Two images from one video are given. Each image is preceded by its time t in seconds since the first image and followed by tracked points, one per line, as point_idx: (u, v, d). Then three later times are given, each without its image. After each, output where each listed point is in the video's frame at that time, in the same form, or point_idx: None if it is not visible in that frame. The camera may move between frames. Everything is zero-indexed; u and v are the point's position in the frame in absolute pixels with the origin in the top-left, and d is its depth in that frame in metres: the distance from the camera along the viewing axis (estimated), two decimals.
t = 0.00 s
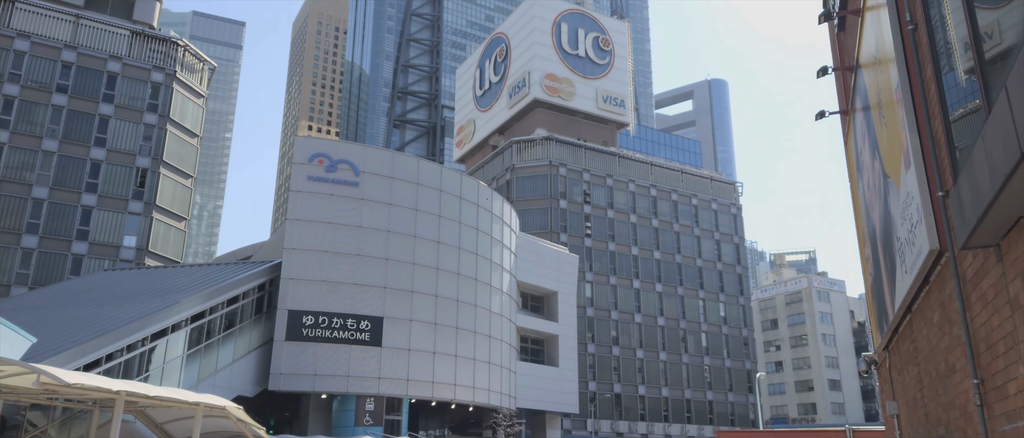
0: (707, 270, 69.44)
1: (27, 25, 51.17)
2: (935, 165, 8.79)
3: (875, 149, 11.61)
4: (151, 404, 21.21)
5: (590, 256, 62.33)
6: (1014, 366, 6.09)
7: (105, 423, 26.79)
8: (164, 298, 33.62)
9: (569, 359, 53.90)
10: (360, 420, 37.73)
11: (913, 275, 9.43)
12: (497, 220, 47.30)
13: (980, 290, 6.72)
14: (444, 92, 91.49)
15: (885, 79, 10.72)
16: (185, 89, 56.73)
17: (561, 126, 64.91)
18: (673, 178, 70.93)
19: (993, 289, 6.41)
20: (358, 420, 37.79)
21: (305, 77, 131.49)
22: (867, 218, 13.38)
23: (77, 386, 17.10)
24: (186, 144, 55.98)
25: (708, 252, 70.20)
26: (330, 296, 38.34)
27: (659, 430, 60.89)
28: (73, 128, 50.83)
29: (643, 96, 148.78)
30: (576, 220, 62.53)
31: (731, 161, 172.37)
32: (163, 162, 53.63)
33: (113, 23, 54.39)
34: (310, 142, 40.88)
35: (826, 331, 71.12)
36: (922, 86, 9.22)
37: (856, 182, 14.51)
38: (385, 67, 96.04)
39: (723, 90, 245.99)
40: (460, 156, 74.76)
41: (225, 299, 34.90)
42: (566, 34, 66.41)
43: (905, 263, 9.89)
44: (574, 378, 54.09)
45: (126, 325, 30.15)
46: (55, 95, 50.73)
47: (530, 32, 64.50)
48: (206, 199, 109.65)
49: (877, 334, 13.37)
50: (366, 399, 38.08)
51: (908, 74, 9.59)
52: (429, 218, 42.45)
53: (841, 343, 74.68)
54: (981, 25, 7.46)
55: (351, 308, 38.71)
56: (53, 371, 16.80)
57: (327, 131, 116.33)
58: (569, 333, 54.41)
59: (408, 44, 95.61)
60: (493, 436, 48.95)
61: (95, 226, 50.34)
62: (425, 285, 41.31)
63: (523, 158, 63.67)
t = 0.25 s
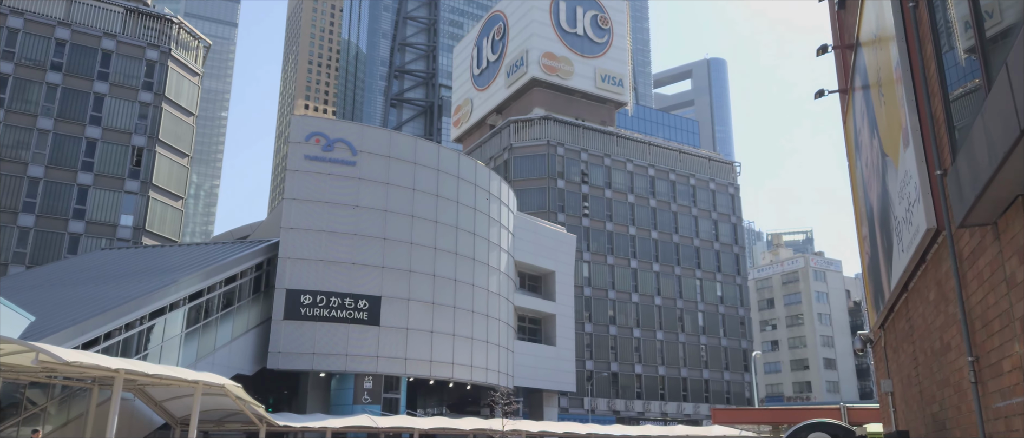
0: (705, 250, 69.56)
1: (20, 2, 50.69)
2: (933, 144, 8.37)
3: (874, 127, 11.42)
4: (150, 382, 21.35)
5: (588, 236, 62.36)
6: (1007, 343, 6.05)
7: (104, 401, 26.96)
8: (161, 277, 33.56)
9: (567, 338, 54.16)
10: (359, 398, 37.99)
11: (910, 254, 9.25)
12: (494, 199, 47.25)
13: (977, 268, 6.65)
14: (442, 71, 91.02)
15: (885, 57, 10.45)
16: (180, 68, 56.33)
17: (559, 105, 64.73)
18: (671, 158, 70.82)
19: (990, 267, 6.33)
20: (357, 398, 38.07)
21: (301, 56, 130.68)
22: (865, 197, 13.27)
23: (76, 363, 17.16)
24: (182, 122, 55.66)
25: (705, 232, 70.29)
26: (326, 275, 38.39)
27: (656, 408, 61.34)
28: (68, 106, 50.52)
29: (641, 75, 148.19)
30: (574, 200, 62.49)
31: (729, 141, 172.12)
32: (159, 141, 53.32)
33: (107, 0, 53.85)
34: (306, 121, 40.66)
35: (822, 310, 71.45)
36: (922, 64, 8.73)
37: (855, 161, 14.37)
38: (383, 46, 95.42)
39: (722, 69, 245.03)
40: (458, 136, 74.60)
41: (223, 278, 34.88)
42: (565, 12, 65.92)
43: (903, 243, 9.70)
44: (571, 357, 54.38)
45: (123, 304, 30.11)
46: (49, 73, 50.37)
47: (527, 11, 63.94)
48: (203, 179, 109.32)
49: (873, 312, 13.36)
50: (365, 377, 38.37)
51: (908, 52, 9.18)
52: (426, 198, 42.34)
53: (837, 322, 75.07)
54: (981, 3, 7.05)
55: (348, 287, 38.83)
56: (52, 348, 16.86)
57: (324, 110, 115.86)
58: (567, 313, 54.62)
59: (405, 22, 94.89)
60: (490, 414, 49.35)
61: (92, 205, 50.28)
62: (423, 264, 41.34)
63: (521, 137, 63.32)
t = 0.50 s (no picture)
0: (702, 230, 69.66)
1: None
2: (931, 123, 8.35)
3: (874, 106, 11.36)
4: (149, 360, 21.44)
5: (585, 216, 62.39)
6: (1002, 321, 6.07)
7: (103, 379, 27.07)
8: (159, 256, 33.48)
9: (564, 317, 54.38)
10: (356, 376, 38.26)
11: (906, 233, 9.26)
12: (492, 179, 47.20)
13: (973, 246, 6.66)
14: (439, 49, 90.46)
15: (884, 35, 10.38)
16: (175, 45, 55.91)
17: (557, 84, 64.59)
18: (669, 137, 70.70)
19: (987, 246, 6.33)
20: (355, 376, 38.35)
21: (297, 34, 129.68)
22: (862, 176, 13.26)
23: (74, 341, 17.19)
24: (177, 101, 55.34)
25: (702, 212, 70.35)
26: (324, 254, 38.43)
27: (652, 387, 61.81)
28: (62, 84, 50.13)
29: (639, 54, 147.49)
30: (571, 180, 62.39)
31: (727, 121, 171.64)
32: (155, 119, 52.99)
33: None
34: (303, 100, 40.43)
35: (818, 289, 71.78)
36: (922, 42, 8.65)
37: (853, 140, 14.34)
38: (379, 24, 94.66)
39: (721, 48, 243.72)
40: (455, 115, 74.34)
41: (220, 257, 34.87)
42: None
43: (899, 222, 9.72)
44: (568, 336, 54.63)
45: (122, 283, 30.04)
46: (43, 50, 49.97)
47: None
48: (199, 157, 108.96)
49: (869, 291, 13.43)
50: (363, 356, 38.62)
51: (908, 29, 9.11)
52: (423, 177, 42.26)
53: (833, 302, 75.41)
54: None
55: (345, 266, 38.89)
56: (50, 327, 16.89)
57: (321, 89, 115.28)
58: (564, 292, 54.79)
59: None
60: (487, 392, 49.69)
61: (88, 183, 50.18)
62: (420, 243, 41.37)
63: (518, 116, 62.98)
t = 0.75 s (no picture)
0: (699, 209, 69.69)
1: None
2: (928, 101, 8.31)
3: (873, 83, 11.28)
4: (147, 338, 21.53)
5: (583, 196, 62.38)
6: (999, 299, 6.07)
7: (102, 357, 27.17)
8: (156, 235, 33.42)
9: (561, 295, 54.56)
10: (355, 355, 38.65)
11: (904, 212, 9.26)
12: (489, 158, 47.08)
13: (971, 224, 6.64)
14: (435, 28, 89.79)
15: (885, 12, 10.28)
16: (169, 22, 55.44)
17: (555, 63, 64.22)
18: (667, 116, 70.49)
19: (984, 225, 6.32)
20: (353, 355, 38.71)
21: (293, 11, 128.60)
22: (861, 155, 13.21)
23: (73, 320, 17.23)
24: (172, 79, 55.00)
25: (700, 191, 70.32)
26: (321, 234, 38.45)
27: (649, 365, 62.25)
28: (57, 62, 49.66)
29: (637, 32, 146.61)
30: (569, 159, 62.23)
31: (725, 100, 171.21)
32: (150, 97, 52.63)
33: None
34: (299, 78, 40.16)
35: (814, 269, 72.04)
36: (922, 18, 8.56)
37: (852, 118, 14.26)
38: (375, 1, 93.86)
39: (720, 26, 242.36)
40: (452, 94, 73.98)
41: (218, 236, 34.86)
42: None
43: (897, 200, 9.71)
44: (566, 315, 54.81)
45: (119, 261, 29.93)
46: (37, 28, 49.50)
47: None
48: (195, 136, 108.46)
49: (865, 270, 13.46)
50: (361, 335, 38.90)
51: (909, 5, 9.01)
52: (420, 156, 42.14)
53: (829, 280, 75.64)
54: None
55: (343, 245, 38.91)
56: (48, 305, 16.91)
57: (317, 68, 114.59)
58: (562, 271, 54.93)
59: None
60: (485, 371, 50.03)
61: (84, 162, 50.07)
62: (418, 223, 41.38)
63: (516, 95, 62.74)
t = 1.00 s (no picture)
0: (697, 189, 69.73)
1: None
2: (928, 79, 8.26)
3: (873, 62, 11.22)
4: (146, 316, 21.53)
5: (580, 175, 62.35)
6: (995, 276, 6.09)
7: (101, 335, 27.26)
8: (154, 213, 33.34)
9: (559, 275, 54.76)
10: (353, 334, 38.84)
11: (901, 190, 9.27)
12: (487, 137, 46.94)
13: (968, 203, 6.65)
14: (433, 5, 89.12)
15: None
16: None
17: (553, 42, 64.07)
18: (665, 95, 70.28)
19: (982, 203, 6.33)
20: (352, 334, 38.92)
21: None
22: (859, 134, 13.19)
23: (71, 298, 17.27)
24: (167, 57, 54.61)
25: (698, 171, 70.30)
26: (319, 213, 38.45)
27: (645, 344, 62.67)
28: (50, 39, 49.21)
29: (636, 11, 145.68)
30: (567, 138, 62.11)
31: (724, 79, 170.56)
32: (145, 75, 52.33)
33: None
34: (295, 56, 39.89)
35: (811, 248, 72.23)
36: None
37: (851, 96, 14.22)
38: None
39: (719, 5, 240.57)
40: (449, 73, 73.61)
41: (215, 215, 34.80)
42: None
43: (894, 179, 9.71)
44: (563, 294, 55.03)
45: (117, 240, 29.84)
46: (30, 5, 48.95)
47: None
48: (191, 115, 108.11)
49: (862, 248, 13.51)
50: (359, 314, 39.10)
51: None
52: (418, 135, 42.00)
53: (826, 259, 75.93)
54: None
55: (340, 225, 38.92)
56: (46, 284, 16.92)
57: (313, 46, 113.83)
58: (559, 250, 55.08)
59: None
60: (483, 350, 50.36)
61: (79, 140, 49.95)
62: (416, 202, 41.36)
63: (514, 74, 62.42)
